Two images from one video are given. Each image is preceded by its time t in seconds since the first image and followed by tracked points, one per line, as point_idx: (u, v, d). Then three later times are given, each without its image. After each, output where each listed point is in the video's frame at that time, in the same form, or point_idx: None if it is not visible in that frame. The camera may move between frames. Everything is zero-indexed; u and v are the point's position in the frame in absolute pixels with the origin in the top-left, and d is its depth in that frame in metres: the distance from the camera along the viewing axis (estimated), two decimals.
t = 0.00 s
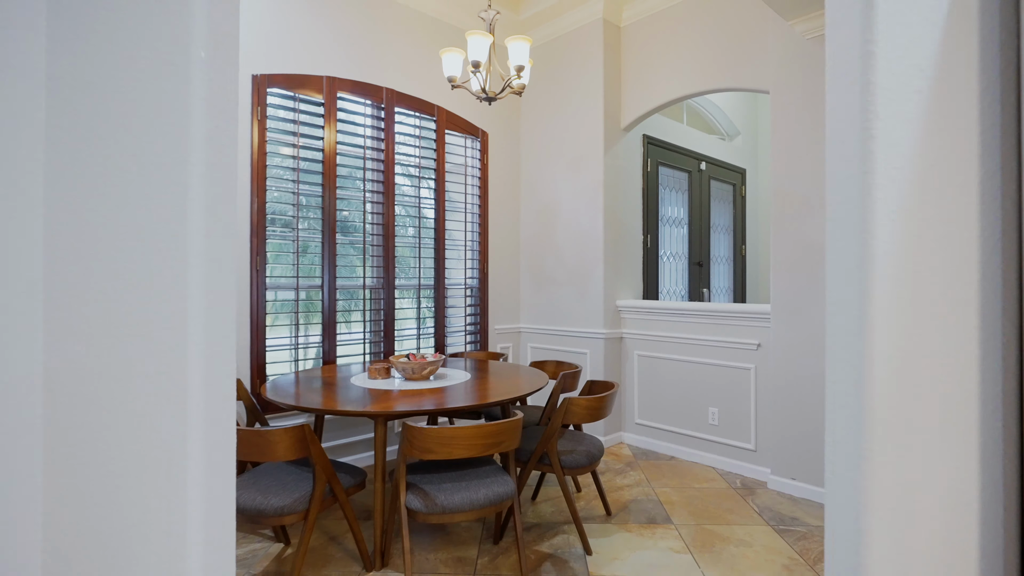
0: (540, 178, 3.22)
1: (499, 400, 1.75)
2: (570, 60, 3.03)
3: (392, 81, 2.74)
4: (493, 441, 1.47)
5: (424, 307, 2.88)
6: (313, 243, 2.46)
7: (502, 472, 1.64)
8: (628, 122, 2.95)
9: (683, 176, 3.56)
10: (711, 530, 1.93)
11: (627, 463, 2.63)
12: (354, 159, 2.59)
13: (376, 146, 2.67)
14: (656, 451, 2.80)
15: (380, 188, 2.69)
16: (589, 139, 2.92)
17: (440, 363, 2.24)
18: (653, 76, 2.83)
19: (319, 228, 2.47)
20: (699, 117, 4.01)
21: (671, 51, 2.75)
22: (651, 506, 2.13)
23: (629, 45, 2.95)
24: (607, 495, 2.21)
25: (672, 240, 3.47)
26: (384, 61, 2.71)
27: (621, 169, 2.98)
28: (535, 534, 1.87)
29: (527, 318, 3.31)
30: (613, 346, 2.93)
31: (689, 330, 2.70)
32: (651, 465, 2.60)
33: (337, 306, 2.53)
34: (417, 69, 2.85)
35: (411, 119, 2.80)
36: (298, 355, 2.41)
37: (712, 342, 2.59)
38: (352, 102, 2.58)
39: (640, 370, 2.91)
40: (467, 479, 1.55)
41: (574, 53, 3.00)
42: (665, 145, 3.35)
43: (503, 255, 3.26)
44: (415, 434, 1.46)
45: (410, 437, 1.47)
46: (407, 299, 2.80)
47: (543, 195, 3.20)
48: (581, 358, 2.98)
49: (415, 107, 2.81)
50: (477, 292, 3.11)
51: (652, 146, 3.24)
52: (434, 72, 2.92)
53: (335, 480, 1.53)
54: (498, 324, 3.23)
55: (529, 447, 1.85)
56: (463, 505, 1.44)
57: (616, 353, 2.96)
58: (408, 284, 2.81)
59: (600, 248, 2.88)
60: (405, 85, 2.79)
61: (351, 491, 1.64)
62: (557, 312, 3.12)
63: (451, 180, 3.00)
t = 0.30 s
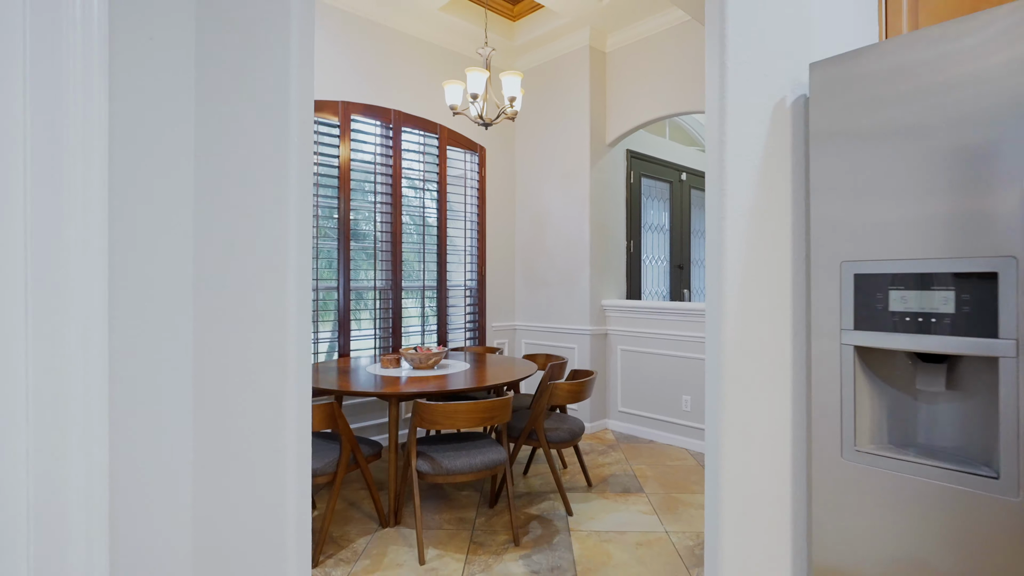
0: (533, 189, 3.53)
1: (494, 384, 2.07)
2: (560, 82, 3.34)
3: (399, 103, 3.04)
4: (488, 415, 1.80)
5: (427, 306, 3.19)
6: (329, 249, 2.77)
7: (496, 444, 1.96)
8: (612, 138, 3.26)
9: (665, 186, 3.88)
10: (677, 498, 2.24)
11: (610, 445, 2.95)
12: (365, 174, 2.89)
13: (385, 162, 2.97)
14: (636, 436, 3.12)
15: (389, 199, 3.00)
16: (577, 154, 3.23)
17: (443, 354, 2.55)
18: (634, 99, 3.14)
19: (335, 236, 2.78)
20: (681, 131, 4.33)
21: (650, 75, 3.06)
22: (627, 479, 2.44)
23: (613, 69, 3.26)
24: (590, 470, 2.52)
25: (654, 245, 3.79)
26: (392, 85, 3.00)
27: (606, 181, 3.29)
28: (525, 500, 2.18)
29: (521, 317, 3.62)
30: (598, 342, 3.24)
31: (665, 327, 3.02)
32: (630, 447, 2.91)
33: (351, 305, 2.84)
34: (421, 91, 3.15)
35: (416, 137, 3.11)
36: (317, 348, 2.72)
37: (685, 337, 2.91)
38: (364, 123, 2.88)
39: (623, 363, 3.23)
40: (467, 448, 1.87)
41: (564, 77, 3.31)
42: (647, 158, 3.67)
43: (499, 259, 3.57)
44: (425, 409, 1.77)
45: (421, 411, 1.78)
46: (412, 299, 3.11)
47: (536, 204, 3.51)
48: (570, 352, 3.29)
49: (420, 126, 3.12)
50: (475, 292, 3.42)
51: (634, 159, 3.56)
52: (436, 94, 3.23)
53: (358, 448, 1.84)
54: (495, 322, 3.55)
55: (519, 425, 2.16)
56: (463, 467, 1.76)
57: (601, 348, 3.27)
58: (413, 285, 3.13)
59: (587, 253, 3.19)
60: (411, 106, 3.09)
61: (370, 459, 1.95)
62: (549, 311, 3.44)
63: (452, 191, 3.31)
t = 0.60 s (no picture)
0: (518, 195, 3.75)
1: (478, 376, 2.28)
2: (542, 95, 3.55)
3: (392, 115, 3.23)
4: (473, 402, 2.01)
5: (418, 306, 3.39)
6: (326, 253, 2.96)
7: (480, 430, 2.16)
8: (591, 148, 3.48)
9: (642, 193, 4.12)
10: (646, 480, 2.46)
11: (588, 436, 3.17)
12: (359, 181, 3.08)
13: (378, 171, 3.17)
14: (613, 427, 3.35)
15: (382, 205, 3.19)
16: (558, 164, 3.45)
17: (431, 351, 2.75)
18: (611, 112, 3.36)
19: (331, 241, 2.97)
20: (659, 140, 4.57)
21: (627, 91, 3.28)
22: (602, 465, 2.66)
23: (593, 83, 3.47)
24: (568, 457, 2.74)
25: (632, 249, 4.03)
26: (385, 99, 3.19)
27: (586, 189, 3.51)
28: (507, 483, 2.39)
29: (506, 316, 3.83)
30: (578, 339, 3.46)
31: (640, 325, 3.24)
32: (607, 437, 3.14)
33: (346, 305, 3.03)
34: (413, 104, 3.34)
35: (407, 147, 3.30)
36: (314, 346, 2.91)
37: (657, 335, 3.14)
38: (358, 134, 3.07)
39: (601, 359, 3.45)
40: (454, 434, 2.07)
41: (546, 91, 3.53)
42: (625, 167, 3.90)
43: (486, 261, 3.77)
44: (416, 397, 1.98)
45: (412, 399, 1.99)
46: (404, 300, 3.30)
47: (520, 210, 3.73)
48: (551, 349, 3.51)
49: (410, 137, 3.31)
50: (463, 293, 3.62)
51: (613, 168, 3.78)
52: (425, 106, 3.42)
53: (355, 435, 2.02)
54: (482, 321, 3.75)
55: (501, 414, 2.36)
56: (450, 450, 1.97)
57: (581, 345, 3.49)
58: (404, 286, 3.32)
59: (567, 257, 3.41)
60: (402, 118, 3.29)
61: (366, 444, 2.14)
62: (532, 310, 3.65)
63: (441, 197, 3.51)
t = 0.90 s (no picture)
0: (481, 199, 3.89)
1: (440, 371, 2.42)
2: (504, 104, 3.71)
3: (357, 121, 3.33)
4: (433, 395, 2.14)
5: (383, 306, 3.48)
6: (292, 254, 3.04)
7: (440, 423, 2.30)
8: (550, 155, 3.66)
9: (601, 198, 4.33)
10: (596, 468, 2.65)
11: (546, 429, 3.34)
12: (326, 183, 3.17)
13: (344, 174, 3.26)
14: (571, 420, 3.54)
15: (348, 207, 3.28)
16: (519, 170, 3.62)
17: (396, 349, 2.87)
18: (568, 121, 3.55)
19: (297, 242, 3.05)
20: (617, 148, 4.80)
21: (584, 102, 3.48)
22: (557, 455, 2.84)
23: (552, 93, 3.65)
24: (526, 448, 2.90)
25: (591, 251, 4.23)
26: (350, 105, 3.28)
27: (545, 194, 3.69)
28: (467, 473, 2.54)
29: (470, 316, 3.97)
30: (538, 338, 3.64)
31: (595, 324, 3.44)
32: (564, 430, 3.32)
33: (312, 305, 3.11)
34: (378, 110, 3.45)
35: (373, 151, 3.40)
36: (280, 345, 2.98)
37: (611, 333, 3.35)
38: (325, 138, 3.15)
39: (559, 356, 3.64)
40: (415, 426, 2.20)
41: (507, 99, 3.69)
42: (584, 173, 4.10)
43: (450, 263, 3.91)
44: (379, 392, 2.10)
45: (375, 393, 2.11)
46: (369, 300, 3.40)
47: (483, 214, 3.88)
48: (513, 347, 3.67)
49: (376, 142, 3.41)
50: (428, 294, 3.74)
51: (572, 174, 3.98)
52: (389, 112, 3.52)
53: (321, 428, 2.13)
54: (446, 320, 3.88)
55: (461, 407, 2.50)
56: (411, 441, 2.10)
57: (541, 343, 3.67)
58: (370, 287, 3.41)
59: (527, 259, 3.58)
60: (368, 124, 3.39)
61: (331, 437, 2.25)
62: (495, 310, 3.81)
63: (407, 199, 3.62)
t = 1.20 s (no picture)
0: (437, 201, 4.00)
1: (394, 367, 2.51)
2: (459, 109, 3.83)
3: (313, 124, 3.37)
4: (386, 390, 2.24)
5: (340, 306, 3.52)
6: (247, 254, 3.05)
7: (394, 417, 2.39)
8: (504, 160, 3.80)
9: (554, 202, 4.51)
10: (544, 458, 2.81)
11: (499, 423, 3.48)
12: (281, 184, 3.20)
13: (300, 175, 3.29)
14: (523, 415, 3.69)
15: (303, 208, 3.31)
16: (474, 174, 3.74)
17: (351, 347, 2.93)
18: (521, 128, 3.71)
19: (252, 243, 3.07)
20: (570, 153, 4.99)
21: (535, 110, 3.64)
22: (508, 447, 2.99)
23: (505, 101, 3.80)
24: (478, 441, 3.03)
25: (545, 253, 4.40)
26: (306, 107, 3.32)
27: (499, 198, 3.84)
28: (420, 466, 2.64)
29: (426, 315, 4.07)
30: (492, 336, 3.77)
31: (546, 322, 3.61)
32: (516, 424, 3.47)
33: (267, 305, 3.13)
34: (334, 112, 3.50)
35: (329, 153, 3.44)
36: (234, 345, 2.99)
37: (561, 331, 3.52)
38: (280, 139, 3.18)
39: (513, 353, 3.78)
40: (369, 421, 2.29)
41: (462, 105, 3.81)
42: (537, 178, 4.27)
43: (406, 263, 3.99)
44: (333, 387, 2.18)
45: (329, 389, 2.19)
46: (326, 300, 3.44)
47: (439, 215, 3.98)
48: (468, 345, 3.79)
49: (332, 144, 3.46)
50: (385, 293, 3.81)
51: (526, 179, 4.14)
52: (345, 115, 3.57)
53: (276, 424, 2.19)
54: (403, 320, 3.97)
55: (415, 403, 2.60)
56: (364, 434, 2.18)
57: (495, 341, 3.80)
58: (326, 287, 3.45)
59: (482, 260, 3.71)
60: (324, 127, 3.43)
61: (286, 433, 2.31)
62: (451, 309, 3.92)
63: (363, 200, 3.68)
